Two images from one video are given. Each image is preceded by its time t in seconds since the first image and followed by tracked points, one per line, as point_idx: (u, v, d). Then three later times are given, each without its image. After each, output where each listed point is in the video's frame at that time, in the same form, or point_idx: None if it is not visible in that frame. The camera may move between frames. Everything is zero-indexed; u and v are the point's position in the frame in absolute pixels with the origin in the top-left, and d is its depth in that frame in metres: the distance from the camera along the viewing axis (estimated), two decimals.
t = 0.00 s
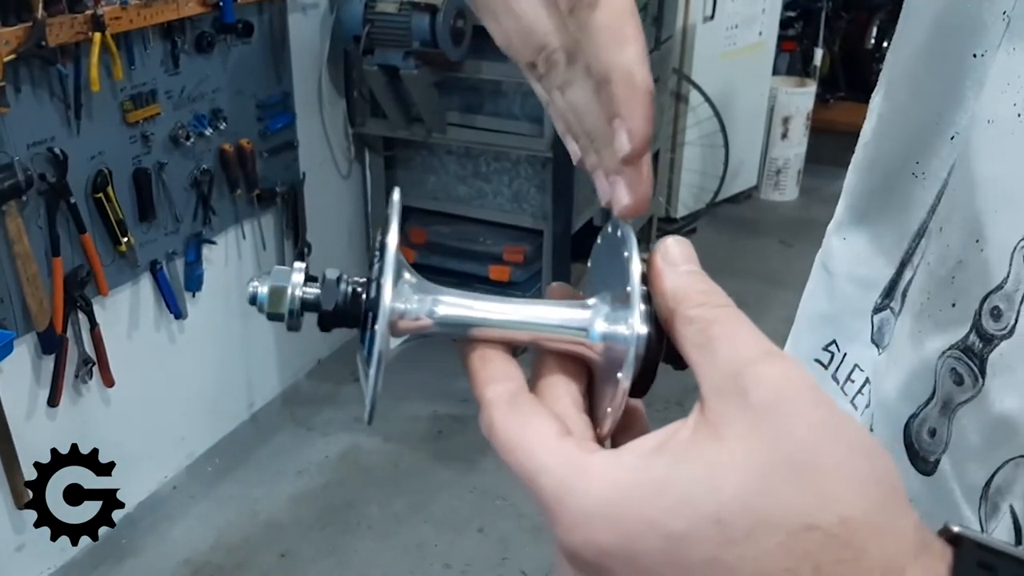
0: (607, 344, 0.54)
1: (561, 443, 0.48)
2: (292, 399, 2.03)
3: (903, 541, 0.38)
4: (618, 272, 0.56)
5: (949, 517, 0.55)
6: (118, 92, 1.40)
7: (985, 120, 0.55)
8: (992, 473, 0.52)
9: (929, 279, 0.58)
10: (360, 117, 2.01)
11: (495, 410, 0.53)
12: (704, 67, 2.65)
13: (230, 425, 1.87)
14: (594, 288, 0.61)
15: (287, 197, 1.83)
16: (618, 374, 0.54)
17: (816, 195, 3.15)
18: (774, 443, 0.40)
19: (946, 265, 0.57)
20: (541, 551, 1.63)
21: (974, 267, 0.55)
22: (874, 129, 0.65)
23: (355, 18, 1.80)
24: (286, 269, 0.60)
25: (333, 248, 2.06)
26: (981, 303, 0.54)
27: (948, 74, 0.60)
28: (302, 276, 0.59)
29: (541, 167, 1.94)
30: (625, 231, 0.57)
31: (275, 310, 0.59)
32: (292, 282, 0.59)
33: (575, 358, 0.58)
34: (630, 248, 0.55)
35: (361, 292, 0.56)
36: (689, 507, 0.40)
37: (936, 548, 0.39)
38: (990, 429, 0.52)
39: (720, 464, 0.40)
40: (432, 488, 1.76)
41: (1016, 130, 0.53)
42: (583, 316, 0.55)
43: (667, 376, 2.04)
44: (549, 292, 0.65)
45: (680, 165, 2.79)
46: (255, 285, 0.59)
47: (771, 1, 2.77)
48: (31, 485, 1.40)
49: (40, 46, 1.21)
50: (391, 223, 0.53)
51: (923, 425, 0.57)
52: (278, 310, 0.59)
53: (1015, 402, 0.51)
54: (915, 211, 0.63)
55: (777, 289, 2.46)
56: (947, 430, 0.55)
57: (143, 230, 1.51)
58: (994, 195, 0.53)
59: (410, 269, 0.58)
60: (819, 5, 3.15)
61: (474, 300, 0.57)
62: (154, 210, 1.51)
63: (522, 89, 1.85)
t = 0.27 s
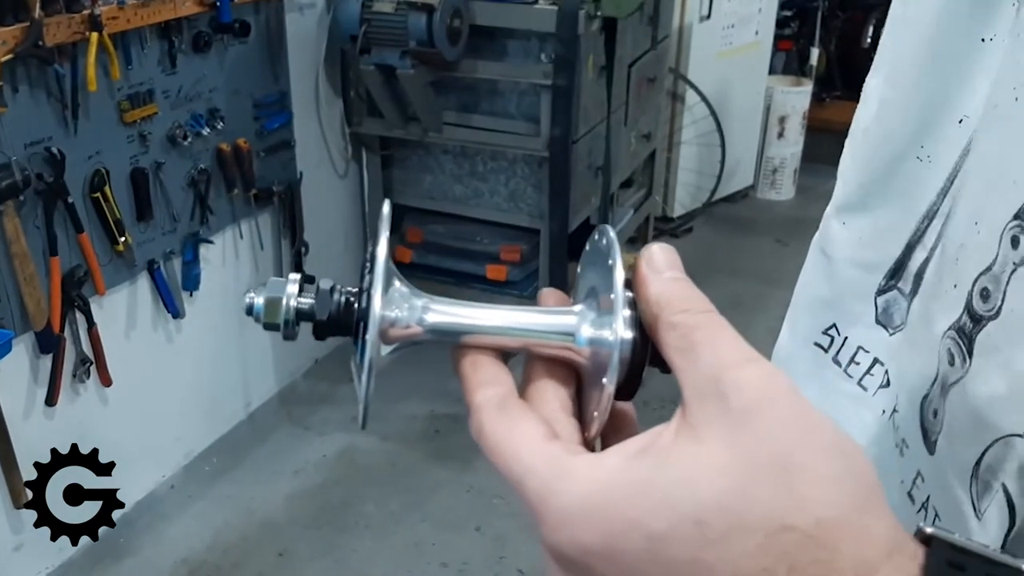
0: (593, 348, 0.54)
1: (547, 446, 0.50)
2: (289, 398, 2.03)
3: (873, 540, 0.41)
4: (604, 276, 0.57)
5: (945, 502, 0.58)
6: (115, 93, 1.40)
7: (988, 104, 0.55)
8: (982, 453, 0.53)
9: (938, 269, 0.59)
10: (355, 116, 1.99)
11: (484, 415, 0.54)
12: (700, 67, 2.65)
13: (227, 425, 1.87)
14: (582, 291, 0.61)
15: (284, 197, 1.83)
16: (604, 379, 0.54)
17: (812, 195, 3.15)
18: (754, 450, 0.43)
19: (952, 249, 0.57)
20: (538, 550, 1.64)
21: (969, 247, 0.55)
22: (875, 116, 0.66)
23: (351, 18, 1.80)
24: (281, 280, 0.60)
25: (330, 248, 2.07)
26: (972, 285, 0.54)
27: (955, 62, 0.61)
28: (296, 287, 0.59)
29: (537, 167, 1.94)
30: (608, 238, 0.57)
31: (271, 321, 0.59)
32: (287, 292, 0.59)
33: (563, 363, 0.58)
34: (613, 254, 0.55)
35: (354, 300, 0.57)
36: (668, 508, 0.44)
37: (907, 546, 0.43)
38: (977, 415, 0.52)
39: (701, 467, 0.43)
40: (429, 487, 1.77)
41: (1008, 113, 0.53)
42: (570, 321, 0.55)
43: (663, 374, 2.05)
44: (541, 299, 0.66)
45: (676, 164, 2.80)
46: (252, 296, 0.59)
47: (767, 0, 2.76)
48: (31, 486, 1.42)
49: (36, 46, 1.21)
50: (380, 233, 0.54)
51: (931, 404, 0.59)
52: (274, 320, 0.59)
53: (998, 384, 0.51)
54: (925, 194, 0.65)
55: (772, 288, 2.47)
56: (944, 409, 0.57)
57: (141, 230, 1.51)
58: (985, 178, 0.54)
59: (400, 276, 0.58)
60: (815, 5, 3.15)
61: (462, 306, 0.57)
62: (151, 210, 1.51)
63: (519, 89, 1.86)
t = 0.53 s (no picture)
0: (585, 337, 0.54)
1: (537, 435, 0.51)
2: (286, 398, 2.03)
3: (853, 528, 0.41)
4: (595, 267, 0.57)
5: (942, 491, 0.57)
6: (112, 93, 1.40)
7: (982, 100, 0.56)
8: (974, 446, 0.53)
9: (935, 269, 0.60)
10: (353, 117, 2.00)
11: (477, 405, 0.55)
12: (696, 67, 2.66)
13: (224, 424, 1.87)
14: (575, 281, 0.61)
15: (281, 197, 1.83)
16: (593, 368, 0.54)
17: (808, 195, 3.16)
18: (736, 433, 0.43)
19: (948, 248, 0.58)
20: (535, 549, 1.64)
21: (962, 244, 0.56)
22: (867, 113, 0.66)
23: (348, 18, 1.80)
24: (280, 272, 0.61)
25: (327, 247, 2.07)
26: (963, 282, 0.55)
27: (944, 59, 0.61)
28: (294, 278, 0.59)
29: (535, 167, 1.96)
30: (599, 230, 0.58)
31: (269, 311, 0.59)
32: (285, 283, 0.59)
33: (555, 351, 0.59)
34: (603, 245, 0.55)
35: (349, 291, 0.57)
36: (654, 493, 0.44)
37: (888, 533, 0.43)
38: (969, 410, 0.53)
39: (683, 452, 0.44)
40: (427, 487, 1.77)
41: (995, 110, 0.53)
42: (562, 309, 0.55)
43: (660, 374, 2.05)
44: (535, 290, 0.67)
45: (673, 164, 2.81)
46: (251, 288, 0.60)
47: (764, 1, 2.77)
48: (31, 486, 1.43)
49: (34, 47, 1.22)
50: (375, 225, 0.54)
51: (929, 402, 0.59)
52: (272, 310, 0.59)
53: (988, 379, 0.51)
54: (913, 192, 0.65)
55: (769, 288, 2.48)
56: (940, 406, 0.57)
57: (138, 230, 1.51)
58: (976, 175, 0.55)
59: (395, 267, 0.59)
60: (811, 5, 3.16)
61: (455, 295, 0.57)
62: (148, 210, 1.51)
63: (515, 89, 1.86)
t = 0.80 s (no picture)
0: (580, 329, 0.56)
1: (538, 426, 0.50)
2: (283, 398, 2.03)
3: (855, 506, 0.44)
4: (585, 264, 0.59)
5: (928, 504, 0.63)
6: (110, 94, 1.40)
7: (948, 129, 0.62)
8: (963, 467, 0.60)
9: (898, 295, 0.66)
10: (350, 117, 2.01)
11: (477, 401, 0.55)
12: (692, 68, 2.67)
13: (221, 424, 1.88)
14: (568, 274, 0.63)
15: (278, 197, 1.83)
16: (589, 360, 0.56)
17: (803, 195, 3.17)
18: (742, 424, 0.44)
19: (918, 271, 0.64)
20: (532, 549, 1.65)
21: (943, 268, 0.62)
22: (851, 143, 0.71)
23: (345, 19, 1.80)
24: (275, 269, 0.62)
25: (324, 248, 2.08)
26: (948, 303, 0.61)
27: (914, 90, 0.67)
28: (290, 277, 0.61)
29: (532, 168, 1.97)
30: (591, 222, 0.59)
31: (265, 309, 0.60)
32: (281, 281, 0.60)
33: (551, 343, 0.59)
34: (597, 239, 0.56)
35: (345, 289, 0.58)
36: (658, 480, 0.45)
37: (891, 516, 0.46)
38: (956, 423, 0.60)
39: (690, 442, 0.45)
40: (423, 487, 1.78)
41: (981, 137, 0.60)
42: (555, 302, 0.58)
43: (656, 374, 2.06)
44: (530, 282, 0.67)
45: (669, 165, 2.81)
46: (247, 286, 0.61)
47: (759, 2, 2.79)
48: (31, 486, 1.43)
49: (31, 47, 1.22)
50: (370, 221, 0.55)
51: (902, 422, 0.65)
52: (268, 309, 0.60)
53: (979, 394, 0.59)
54: (886, 212, 0.69)
55: (765, 288, 2.49)
56: (921, 427, 0.63)
57: (135, 230, 1.52)
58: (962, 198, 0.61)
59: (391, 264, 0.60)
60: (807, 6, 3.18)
61: (454, 291, 0.59)
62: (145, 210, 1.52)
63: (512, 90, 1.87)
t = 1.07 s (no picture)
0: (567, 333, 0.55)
1: (524, 447, 0.47)
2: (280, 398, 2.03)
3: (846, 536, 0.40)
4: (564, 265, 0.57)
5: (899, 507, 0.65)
6: (107, 94, 1.41)
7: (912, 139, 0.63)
8: (936, 469, 0.63)
9: (866, 303, 0.67)
10: (347, 117, 2.01)
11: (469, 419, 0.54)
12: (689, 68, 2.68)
13: (219, 424, 1.88)
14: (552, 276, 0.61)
15: (275, 198, 1.83)
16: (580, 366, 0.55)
17: (800, 195, 3.18)
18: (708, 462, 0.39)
19: (884, 278, 0.65)
20: (530, 548, 1.65)
21: (909, 276, 0.63)
22: (841, 158, 0.71)
23: (343, 20, 1.80)
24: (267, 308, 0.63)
25: (322, 248, 2.08)
26: (915, 310, 0.63)
27: (888, 105, 0.66)
28: (280, 312, 0.61)
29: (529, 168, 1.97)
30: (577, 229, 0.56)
31: (261, 348, 0.61)
32: (272, 318, 0.61)
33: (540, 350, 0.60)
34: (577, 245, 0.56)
35: (332, 318, 0.58)
36: (630, 511, 0.41)
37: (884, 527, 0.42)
38: (929, 426, 0.62)
39: (661, 476, 0.40)
40: (421, 487, 1.78)
41: (946, 148, 0.61)
42: (540, 312, 0.57)
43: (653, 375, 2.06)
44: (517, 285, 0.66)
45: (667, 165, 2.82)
46: (241, 328, 0.62)
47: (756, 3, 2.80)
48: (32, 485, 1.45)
49: (30, 48, 1.22)
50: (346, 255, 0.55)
51: (868, 431, 0.67)
52: (263, 348, 0.61)
53: (951, 396, 0.61)
54: (868, 226, 0.68)
55: (762, 287, 2.49)
56: (889, 434, 0.65)
57: (133, 230, 1.52)
58: (928, 208, 0.62)
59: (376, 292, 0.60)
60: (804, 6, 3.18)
61: (441, 311, 0.59)
62: (143, 210, 1.52)
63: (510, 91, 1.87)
